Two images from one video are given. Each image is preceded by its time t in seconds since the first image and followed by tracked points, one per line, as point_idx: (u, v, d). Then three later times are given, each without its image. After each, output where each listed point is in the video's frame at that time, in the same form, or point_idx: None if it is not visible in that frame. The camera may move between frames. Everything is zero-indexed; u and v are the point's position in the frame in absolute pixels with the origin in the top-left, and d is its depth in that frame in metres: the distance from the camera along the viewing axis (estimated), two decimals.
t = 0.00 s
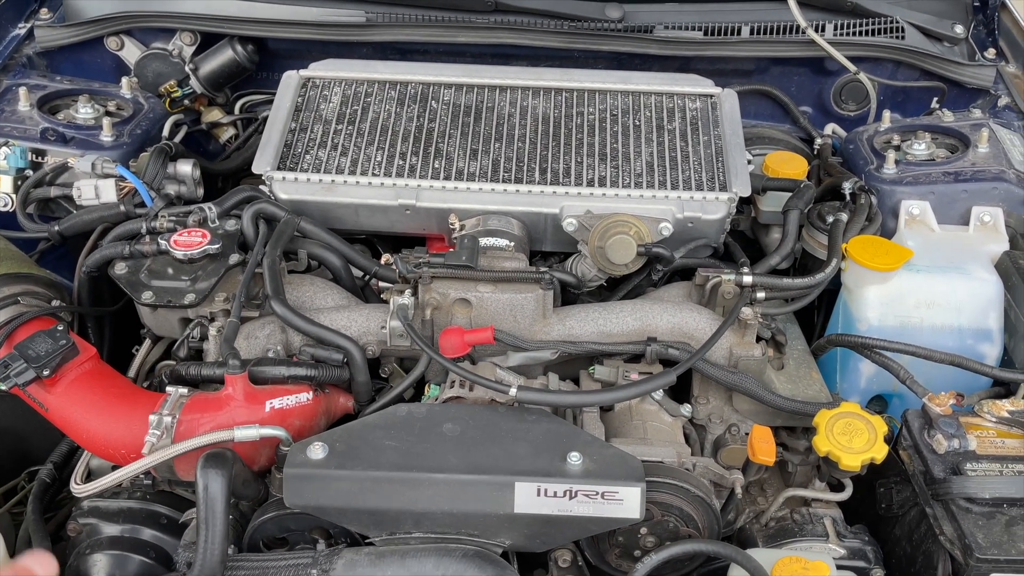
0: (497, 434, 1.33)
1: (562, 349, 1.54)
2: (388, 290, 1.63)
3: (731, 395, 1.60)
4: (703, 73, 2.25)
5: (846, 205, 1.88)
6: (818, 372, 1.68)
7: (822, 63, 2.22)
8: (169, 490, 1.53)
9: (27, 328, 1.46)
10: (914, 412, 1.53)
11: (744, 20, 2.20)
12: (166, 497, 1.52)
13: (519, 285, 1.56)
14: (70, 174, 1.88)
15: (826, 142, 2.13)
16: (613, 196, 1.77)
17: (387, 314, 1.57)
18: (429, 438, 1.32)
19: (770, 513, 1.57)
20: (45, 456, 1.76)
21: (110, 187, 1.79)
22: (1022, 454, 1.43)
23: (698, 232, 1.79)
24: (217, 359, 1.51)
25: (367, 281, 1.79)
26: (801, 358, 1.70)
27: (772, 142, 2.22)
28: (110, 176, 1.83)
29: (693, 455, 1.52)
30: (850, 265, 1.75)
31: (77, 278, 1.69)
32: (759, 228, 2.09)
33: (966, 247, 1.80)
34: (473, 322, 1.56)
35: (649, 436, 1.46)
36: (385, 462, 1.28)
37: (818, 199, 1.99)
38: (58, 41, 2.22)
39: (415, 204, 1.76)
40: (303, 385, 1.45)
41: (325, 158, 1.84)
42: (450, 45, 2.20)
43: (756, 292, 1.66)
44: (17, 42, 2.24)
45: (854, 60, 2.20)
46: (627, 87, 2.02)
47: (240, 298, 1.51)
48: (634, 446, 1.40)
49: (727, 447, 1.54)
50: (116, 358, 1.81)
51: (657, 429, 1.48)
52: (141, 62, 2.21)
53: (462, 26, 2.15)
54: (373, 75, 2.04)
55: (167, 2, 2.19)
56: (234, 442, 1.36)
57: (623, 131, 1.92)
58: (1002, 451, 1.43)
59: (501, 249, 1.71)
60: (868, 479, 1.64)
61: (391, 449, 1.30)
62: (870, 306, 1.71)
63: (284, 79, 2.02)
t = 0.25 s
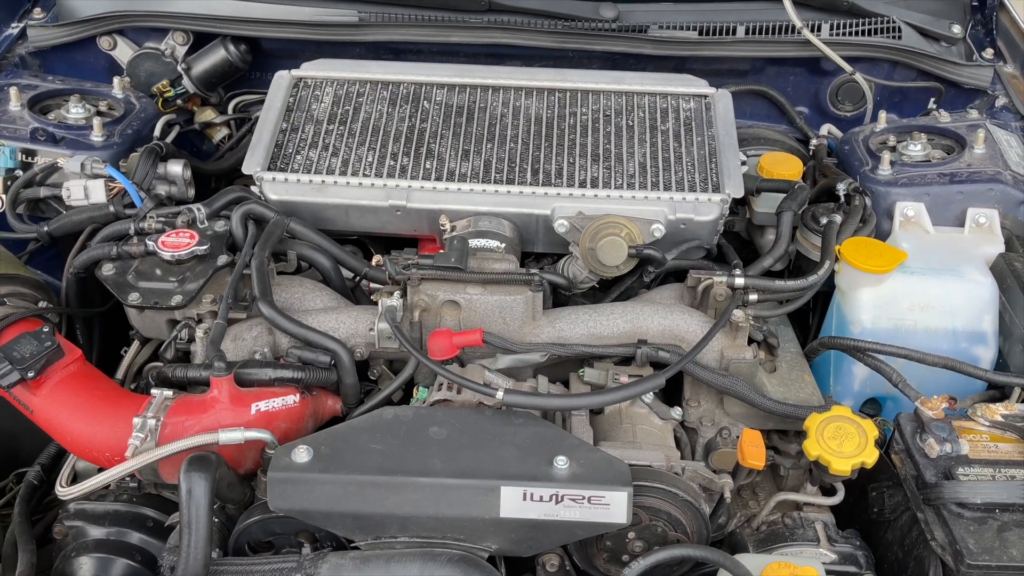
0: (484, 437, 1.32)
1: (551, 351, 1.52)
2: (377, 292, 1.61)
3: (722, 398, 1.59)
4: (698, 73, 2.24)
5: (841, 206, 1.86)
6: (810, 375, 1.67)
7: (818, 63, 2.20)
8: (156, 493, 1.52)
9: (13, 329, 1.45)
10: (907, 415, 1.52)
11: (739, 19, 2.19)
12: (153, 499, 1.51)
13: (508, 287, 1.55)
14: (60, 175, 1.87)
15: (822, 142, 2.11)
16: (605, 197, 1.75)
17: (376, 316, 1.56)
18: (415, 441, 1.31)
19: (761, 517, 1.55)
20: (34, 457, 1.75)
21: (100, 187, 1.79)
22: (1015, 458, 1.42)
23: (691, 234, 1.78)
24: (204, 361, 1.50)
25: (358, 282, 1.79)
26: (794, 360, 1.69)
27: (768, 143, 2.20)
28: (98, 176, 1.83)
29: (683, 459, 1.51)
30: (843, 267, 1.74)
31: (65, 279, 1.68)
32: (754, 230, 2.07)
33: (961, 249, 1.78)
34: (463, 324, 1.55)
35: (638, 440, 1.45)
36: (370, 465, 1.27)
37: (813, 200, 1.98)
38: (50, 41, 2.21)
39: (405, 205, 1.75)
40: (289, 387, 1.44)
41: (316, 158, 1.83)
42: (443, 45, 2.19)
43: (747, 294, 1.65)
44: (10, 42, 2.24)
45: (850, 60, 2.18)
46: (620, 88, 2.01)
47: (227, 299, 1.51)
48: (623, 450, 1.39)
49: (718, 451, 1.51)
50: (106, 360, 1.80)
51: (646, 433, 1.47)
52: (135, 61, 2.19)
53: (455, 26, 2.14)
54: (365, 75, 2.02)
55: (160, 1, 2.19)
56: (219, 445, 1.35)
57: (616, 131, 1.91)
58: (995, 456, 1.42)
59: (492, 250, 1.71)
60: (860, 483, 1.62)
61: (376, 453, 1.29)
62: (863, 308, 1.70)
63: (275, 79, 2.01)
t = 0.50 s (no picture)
0: (472, 443, 1.31)
1: (543, 355, 1.51)
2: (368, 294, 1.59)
3: (716, 404, 1.57)
4: (697, 73, 2.22)
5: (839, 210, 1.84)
6: (806, 380, 1.64)
7: (819, 64, 2.18)
8: (144, 496, 1.51)
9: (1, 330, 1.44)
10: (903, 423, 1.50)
11: (738, 20, 2.17)
12: (142, 502, 1.50)
13: (499, 290, 1.53)
14: (53, 174, 1.87)
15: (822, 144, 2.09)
16: (600, 198, 1.73)
17: (366, 318, 1.55)
18: (402, 446, 1.29)
19: (756, 524, 1.53)
20: (24, 457, 1.75)
21: (92, 187, 1.77)
22: (1013, 467, 1.40)
23: (687, 236, 1.76)
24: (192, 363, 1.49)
25: (350, 284, 1.77)
26: (790, 366, 1.67)
27: (768, 145, 2.17)
28: (91, 176, 1.82)
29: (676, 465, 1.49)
30: (840, 271, 1.71)
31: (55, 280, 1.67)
32: (752, 232, 2.05)
33: (960, 253, 1.76)
34: (453, 327, 1.53)
35: (629, 446, 1.43)
36: (356, 471, 1.25)
37: (812, 203, 1.96)
38: (46, 40, 2.20)
39: (398, 206, 1.73)
40: (278, 390, 1.43)
41: (309, 158, 1.82)
42: (439, 45, 2.17)
43: (743, 298, 1.63)
44: (6, 40, 2.23)
45: (851, 61, 2.16)
46: (618, 88, 1.99)
47: (216, 301, 1.49)
48: (613, 456, 1.37)
49: (711, 456, 1.49)
50: (98, 360, 1.79)
51: (638, 438, 1.45)
52: (130, 60, 2.19)
53: (452, 26, 2.12)
54: (360, 75, 2.01)
55: None
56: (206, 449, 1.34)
57: (612, 133, 1.89)
58: (992, 464, 1.40)
59: (485, 252, 1.70)
60: (854, 491, 1.59)
61: (363, 458, 1.27)
62: (861, 313, 1.68)
63: (270, 78, 1.99)
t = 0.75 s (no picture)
0: (459, 454, 1.28)
1: (535, 365, 1.48)
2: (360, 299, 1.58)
3: (712, 415, 1.54)
4: (700, 76, 2.18)
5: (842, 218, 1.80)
6: (805, 393, 1.61)
7: (824, 68, 2.14)
8: (130, 501, 1.49)
9: None
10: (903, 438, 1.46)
11: (742, 22, 2.14)
12: (128, 508, 1.48)
13: (491, 297, 1.50)
14: (47, 174, 1.86)
15: (826, 150, 2.06)
16: (596, 204, 1.70)
17: (356, 325, 1.53)
18: (388, 457, 1.27)
19: (751, 538, 1.50)
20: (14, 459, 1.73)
21: (83, 187, 1.76)
22: (1015, 485, 1.36)
23: (685, 243, 1.72)
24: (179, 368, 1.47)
25: (343, 289, 1.74)
26: (788, 377, 1.64)
27: (771, 149, 2.13)
28: (83, 176, 1.81)
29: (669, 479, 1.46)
30: (843, 281, 1.68)
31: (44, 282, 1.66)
32: (754, 238, 2.01)
33: (966, 263, 1.72)
34: (444, 335, 1.51)
35: (621, 459, 1.40)
36: (340, 482, 1.23)
37: (814, 210, 1.92)
38: (44, 38, 2.19)
39: (392, 210, 1.71)
40: (264, 398, 1.41)
41: (304, 161, 1.80)
42: (438, 45, 2.15)
43: (742, 307, 1.60)
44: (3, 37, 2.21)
45: (857, 65, 2.12)
46: (618, 91, 1.96)
47: (204, 306, 1.47)
48: (604, 469, 1.34)
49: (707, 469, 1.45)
50: (87, 362, 1.78)
51: (631, 450, 1.42)
52: (127, 59, 2.16)
53: (451, 26, 2.09)
54: (357, 76, 1.99)
55: None
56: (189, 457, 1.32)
57: (611, 137, 1.86)
58: (994, 482, 1.36)
59: (479, 258, 1.68)
60: (854, 506, 1.56)
61: (347, 468, 1.25)
62: (862, 324, 1.64)
63: (266, 78, 1.97)
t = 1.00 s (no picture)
0: (450, 473, 1.24)
1: (531, 379, 1.44)
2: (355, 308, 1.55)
3: (715, 434, 1.49)
4: (711, 81, 2.13)
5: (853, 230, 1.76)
6: (812, 412, 1.56)
7: (840, 74, 2.08)
8: (117, 511, 1.47)
9: None
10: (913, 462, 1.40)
11: (755, 26, 2.07)
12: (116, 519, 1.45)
13: (487, 309, 1.46)
14: (44, 175, 1.84)
15: (840, 158, 2.01)
16: (600, 213, 1.66)
17: (350, 335, 1.49)
18: (376, 475, 1.23)
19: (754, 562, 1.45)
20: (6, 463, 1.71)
21: (79, 189, 1.75)
22: None
23: (691, 255, 1.67)
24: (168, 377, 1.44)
25: (339, 297, 1.70)
26: (795, 396, 1.58)
27: (783, 156, 2.08)
28: (79, 178, 1.79)
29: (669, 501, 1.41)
30: (853, 297, 1.61)
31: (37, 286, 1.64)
32: (764, 249, 1.96)
33: (982, 279, 1.66)
34: (439, 347, 1.47)
35: (618, 479, 1.36)
36: (326, 500, 1.19)
37: (826, 220, 1.86)
38: (47, 35, 2.16)
39: (391, 216, 1.67)
40: (254, 410, 1.38)
41: (303, 165, 1.76)
42: (443, 47, 2.11)
43: (748, 323, 1.54)
44: (6, 35, 2.20)
45: (873, 72, 2.05)
46: (625, 96, 1.91)
47: (194, 313, 1.43)
48: (600, 491, 1.30)
49: (709, 488, 1.41)
50: (81, 366, 1.76)
51: (628, 470, 1.38)
52: (129, 58, 2.11)
53: (455, 27, 2.05)
54: (359, 78, 1.95)
55: None
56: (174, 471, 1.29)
57: (617, 143, 1.81)
58: (1006, 511, 1.31)
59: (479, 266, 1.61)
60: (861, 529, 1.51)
61: (334, 486, 1.22)
62: (872, 341, 1.59)
63: (267, 80, 1.94)
